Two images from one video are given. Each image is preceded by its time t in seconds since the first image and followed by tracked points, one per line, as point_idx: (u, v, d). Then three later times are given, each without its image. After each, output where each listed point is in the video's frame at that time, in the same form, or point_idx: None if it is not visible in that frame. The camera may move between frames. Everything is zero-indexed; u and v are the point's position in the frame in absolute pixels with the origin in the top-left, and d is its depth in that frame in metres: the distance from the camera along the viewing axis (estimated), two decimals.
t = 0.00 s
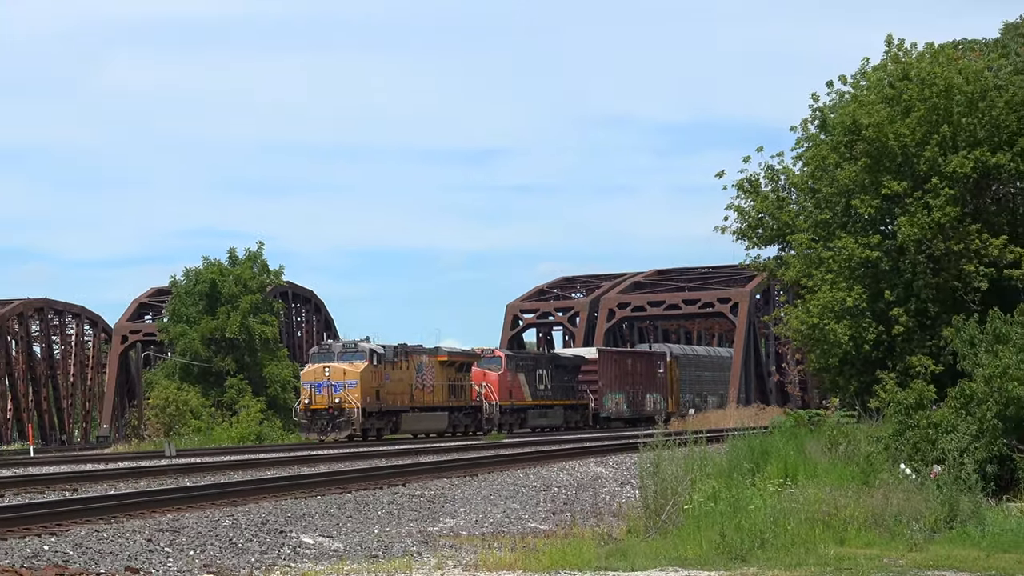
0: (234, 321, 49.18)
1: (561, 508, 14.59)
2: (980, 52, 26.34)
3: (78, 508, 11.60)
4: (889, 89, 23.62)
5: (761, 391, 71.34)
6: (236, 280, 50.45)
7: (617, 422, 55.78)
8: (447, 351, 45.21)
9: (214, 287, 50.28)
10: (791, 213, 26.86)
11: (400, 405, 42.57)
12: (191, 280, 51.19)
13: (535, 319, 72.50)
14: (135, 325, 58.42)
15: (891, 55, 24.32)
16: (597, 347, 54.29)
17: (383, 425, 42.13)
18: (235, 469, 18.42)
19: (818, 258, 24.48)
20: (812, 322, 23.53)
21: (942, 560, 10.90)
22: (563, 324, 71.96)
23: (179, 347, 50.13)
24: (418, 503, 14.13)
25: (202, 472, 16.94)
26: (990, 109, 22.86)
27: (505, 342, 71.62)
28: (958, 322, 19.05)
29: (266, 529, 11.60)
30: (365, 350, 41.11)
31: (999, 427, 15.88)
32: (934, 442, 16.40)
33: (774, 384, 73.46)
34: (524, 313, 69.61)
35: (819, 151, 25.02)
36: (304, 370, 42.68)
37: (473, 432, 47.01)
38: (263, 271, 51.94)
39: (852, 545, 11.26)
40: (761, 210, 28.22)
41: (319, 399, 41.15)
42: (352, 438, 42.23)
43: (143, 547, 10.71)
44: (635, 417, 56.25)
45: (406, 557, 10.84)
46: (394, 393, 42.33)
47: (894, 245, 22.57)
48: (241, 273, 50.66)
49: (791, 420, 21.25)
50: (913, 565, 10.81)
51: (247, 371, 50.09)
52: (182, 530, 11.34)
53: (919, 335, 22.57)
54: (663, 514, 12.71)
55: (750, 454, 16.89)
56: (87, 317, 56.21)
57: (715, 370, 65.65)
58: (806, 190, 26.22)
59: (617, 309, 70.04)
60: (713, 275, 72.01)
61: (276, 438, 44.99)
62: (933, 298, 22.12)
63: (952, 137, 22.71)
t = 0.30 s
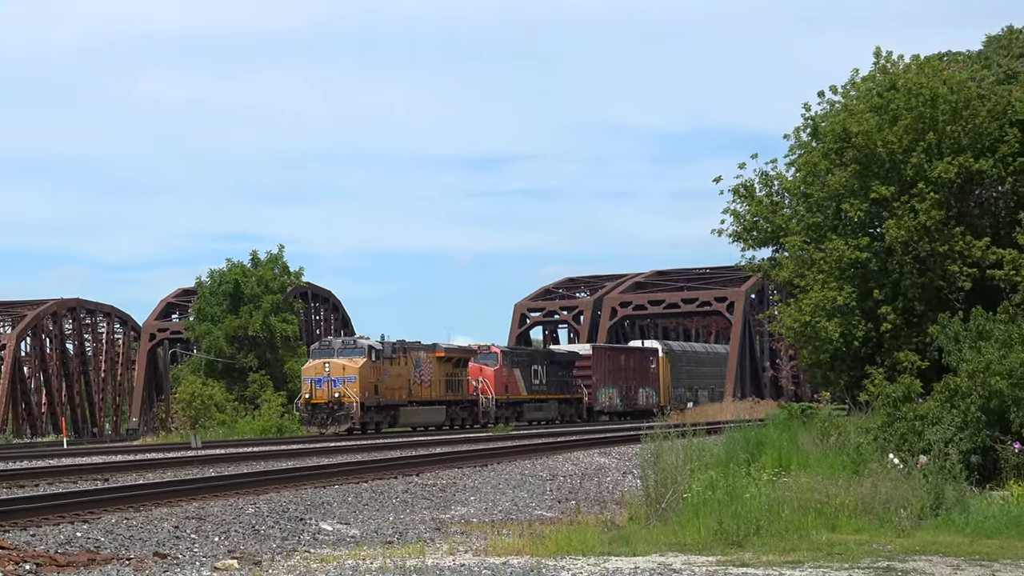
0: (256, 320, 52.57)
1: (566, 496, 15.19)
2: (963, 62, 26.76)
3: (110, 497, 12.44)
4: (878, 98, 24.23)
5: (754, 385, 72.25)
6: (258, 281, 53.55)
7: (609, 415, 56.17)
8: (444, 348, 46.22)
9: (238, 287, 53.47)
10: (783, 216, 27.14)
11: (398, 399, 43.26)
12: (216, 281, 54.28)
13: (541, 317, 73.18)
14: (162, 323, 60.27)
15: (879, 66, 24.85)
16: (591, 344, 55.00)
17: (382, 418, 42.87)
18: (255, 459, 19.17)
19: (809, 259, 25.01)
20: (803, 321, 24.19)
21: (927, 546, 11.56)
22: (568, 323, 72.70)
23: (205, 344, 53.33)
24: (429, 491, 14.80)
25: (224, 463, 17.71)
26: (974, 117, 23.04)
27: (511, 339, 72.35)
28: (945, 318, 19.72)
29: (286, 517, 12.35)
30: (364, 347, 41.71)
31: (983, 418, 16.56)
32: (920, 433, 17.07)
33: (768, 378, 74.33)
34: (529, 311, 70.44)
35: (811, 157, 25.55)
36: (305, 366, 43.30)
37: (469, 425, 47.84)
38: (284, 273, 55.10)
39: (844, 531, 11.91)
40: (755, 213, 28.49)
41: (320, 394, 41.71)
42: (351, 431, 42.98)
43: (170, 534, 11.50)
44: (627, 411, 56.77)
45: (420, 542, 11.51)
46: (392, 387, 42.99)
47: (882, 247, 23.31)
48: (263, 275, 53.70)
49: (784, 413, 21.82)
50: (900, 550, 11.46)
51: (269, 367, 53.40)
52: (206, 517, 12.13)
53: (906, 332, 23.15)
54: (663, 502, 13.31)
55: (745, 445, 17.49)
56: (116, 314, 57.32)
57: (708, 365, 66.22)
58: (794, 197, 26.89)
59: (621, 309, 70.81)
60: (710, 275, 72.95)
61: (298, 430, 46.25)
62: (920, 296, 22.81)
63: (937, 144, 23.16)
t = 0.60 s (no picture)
0: (280, 320, 54.06)
1: (576, 486, 15.84)
2: (952, 76, 27.46)
3: (143, 488, 13.30)
4: (871, 109, 24.87)
5: (752, 382, 72.84)
6: (283, 283, 54.96)
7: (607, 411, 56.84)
8: (445, 345, 46.88)
9: (263, 289, 54.91)
10: (781, 222, 27.80)
11: (401, 395, 43.89)
12: (242, 283, 55.78)
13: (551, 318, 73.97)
14: (191, 323, 62.70)
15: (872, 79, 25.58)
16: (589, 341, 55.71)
17: (384, 414, 43.42)
18: (277, 453, 20.01)
19: (806, 262, 25.57)
20: (801, 321, 24.81)
21: (919, 533, 12.19)
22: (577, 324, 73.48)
23: (232, 343, 55.21)
24: (442, 483, 15.52)
25: (248, 456, 18.55)
26: (963, 127, 23.71)
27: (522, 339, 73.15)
28: (935, 317, 20.39)
29: (310, 507, 13.12)
30: (366, 345, 42.35)
31: (972, 413, 17.34)
32: (912, 428, 17.62)
33: (766, 375, 75.45)
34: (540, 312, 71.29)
35: (807, 166, 26.27)
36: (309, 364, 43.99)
37: (470, 420, 48.35)
38: (307, 276, 56.30)
39: (838, 520, 12.46)
40: (754, 218, 29.15)
41: (324, 390, 42.31)
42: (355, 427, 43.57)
43: (200, 522, 12.30)
44: (624, 407, 57.42)
45: (436, 531, 12.23)
46: (395, 384, 43.64)
47: (875, 250, 23.82)
48: (288, 277, 55.07)
49: (782, 408, 22.43)
50: (893, 538, 12.08)
51: (293, 365, 55.17)
52: (234, 507, 12.95)
53: (899, 331, 23.72)
54: (668, 492, 13.92)
55: (747, 438, 18.09)
56: (149, 315, 59.93)
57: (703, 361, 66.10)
58: (795, 199, 27.14)
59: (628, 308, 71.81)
60: (710, 279, 73.96)
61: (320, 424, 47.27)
62: (912, 296, 23.42)
63: (928, 152, 23.82)
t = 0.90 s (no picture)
0: (302, 321, 55.89)
1: (582, 478, 16.48)
2: (940, 87, 28.06)
3: (173, 480, 14.12)
4: (863, 119, 25.43)
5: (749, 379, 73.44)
6: (304, 286, 56.96)
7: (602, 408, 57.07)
8: (446, 344, 47.60)
9: (285, 292, 56.81)
10: (779, 227, 28.30)
11: (401, 392, 44.59)
12: (266, 286, 57.80)
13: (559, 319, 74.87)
14: (217, 324, 64.17)
15: (864, 90, 26.06)
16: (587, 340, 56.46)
17: (385, 411, 43.99)
18: (298, 447, 20.80)
19: (801, 265, 26.30)
20: (796, 321, 25.45)
21: (909, 522, 12.84)
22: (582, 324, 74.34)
23: (256, 343, 56.99)
24: (453, 475, 16.20)
25: (270, 451, 19.31)
26: (950, 136, 24.17)
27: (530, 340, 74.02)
28: (924, 316, 21.04)
29: (330, 498, 13.88)
30: (367, 344, 43.14)
31: (958, 408, 17.98)
32: (903, 422, 18.26)
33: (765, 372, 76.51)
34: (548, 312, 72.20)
35: (801, 172, 26.77)
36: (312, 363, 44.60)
37: (469, 417, 49.09)
38: (328, 279, 58.23)
39: (833, 509, 13.09)
40: (752, 223, 29.50)
41: (326, 388, 42.94)
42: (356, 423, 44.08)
43: (226, 513, 13.07)
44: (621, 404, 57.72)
45: (450, 521, 12.96)
46: (396, 382, 44.40)
47: (867, 253, 24.39)
48: (309, 280, 57.08)
49: (780, 404, 22.97)
50: (884, 527, 12.71)
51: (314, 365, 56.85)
52: (258, 499, 13.72)
53: (889, 331, 24.25)
54: (670, 483, 14.53)
55: (745, 433, 18.69)
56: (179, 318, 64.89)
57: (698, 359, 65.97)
58: (791, 207, 27.66)
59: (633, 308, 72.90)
60: (711, 279, 74.78)
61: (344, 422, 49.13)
62: (903, 296, 23.87)
63: (917, 160, 24.36)
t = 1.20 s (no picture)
0: (319, 318, 58.59)
1: (587, 466, 17.12)
2: (926, 92, 28.57)
3: (196, 470, 14.93)
4: (853, 123, 25.82)
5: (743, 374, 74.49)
6: (321, 284, 59.77)
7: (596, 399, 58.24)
8: (442, 338, 48.06)
9: (303, 290, 59.59)
10: (773, 226, 28.70)
11: (399, 385, 45.15)
12: (284, 284, 60.53)
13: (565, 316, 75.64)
14: (240, 321, 69.03)
15: (854, 96, 26.42)
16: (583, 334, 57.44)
17: (384, 403, 44.69)
18: (313, 437, 21.53)
19: (794, 262, 26.34)
20: (789, 315, 25.48)
21: (898, 506, 13.50)
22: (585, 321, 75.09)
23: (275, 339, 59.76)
24: (462, 464, 16.82)
25: (285, 442, 20.04)
26: (936, 139, 24.84)
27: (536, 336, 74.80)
28: (913, 310, 21.46)
29: (347, 486, 14.65)
30: (366, 338, 43.74)
31: (945, 397, 18.78)
32: (892, 412, 19.00)
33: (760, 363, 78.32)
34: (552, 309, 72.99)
35: (795, 174, 27.11)
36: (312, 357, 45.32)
37: (467, 409, 49.87)
38: (343, 278, 61.24)
39: (825, 494, 13.72)
40: (747, 223, 29.72)
41: (325, 381, 43.63)
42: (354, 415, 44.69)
43: (247, 500, 13.84)
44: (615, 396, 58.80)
45: (461, 507, 13.69)
46: (393, 374, 44.99)
47: (858, 251, 24.98)
48: (325, 278, 59.88)
49: (774, 394, 23.48)
50: (875, 512, 13.34)
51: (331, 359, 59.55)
52: (279, 487, 14.49)
53: (879, 324, 25.06)
54: (670, 470, 15.11)
55: (741, 423, 19.27)
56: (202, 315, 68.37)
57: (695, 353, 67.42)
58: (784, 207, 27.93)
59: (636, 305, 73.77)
60: (710, 278, 75.54)
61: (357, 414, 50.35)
62: (891, 290, 24.73)
63: (905, 162, 25.05)
